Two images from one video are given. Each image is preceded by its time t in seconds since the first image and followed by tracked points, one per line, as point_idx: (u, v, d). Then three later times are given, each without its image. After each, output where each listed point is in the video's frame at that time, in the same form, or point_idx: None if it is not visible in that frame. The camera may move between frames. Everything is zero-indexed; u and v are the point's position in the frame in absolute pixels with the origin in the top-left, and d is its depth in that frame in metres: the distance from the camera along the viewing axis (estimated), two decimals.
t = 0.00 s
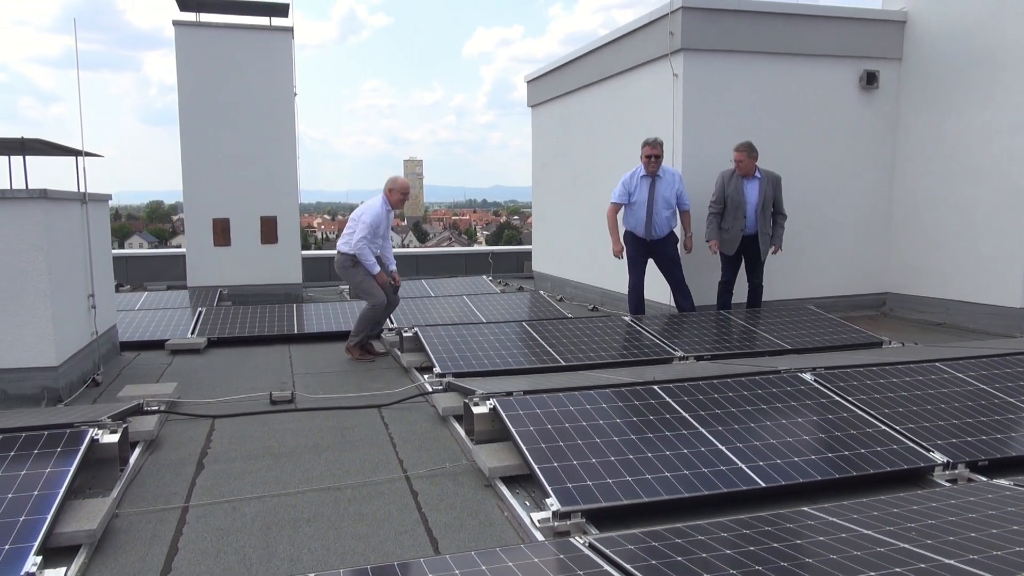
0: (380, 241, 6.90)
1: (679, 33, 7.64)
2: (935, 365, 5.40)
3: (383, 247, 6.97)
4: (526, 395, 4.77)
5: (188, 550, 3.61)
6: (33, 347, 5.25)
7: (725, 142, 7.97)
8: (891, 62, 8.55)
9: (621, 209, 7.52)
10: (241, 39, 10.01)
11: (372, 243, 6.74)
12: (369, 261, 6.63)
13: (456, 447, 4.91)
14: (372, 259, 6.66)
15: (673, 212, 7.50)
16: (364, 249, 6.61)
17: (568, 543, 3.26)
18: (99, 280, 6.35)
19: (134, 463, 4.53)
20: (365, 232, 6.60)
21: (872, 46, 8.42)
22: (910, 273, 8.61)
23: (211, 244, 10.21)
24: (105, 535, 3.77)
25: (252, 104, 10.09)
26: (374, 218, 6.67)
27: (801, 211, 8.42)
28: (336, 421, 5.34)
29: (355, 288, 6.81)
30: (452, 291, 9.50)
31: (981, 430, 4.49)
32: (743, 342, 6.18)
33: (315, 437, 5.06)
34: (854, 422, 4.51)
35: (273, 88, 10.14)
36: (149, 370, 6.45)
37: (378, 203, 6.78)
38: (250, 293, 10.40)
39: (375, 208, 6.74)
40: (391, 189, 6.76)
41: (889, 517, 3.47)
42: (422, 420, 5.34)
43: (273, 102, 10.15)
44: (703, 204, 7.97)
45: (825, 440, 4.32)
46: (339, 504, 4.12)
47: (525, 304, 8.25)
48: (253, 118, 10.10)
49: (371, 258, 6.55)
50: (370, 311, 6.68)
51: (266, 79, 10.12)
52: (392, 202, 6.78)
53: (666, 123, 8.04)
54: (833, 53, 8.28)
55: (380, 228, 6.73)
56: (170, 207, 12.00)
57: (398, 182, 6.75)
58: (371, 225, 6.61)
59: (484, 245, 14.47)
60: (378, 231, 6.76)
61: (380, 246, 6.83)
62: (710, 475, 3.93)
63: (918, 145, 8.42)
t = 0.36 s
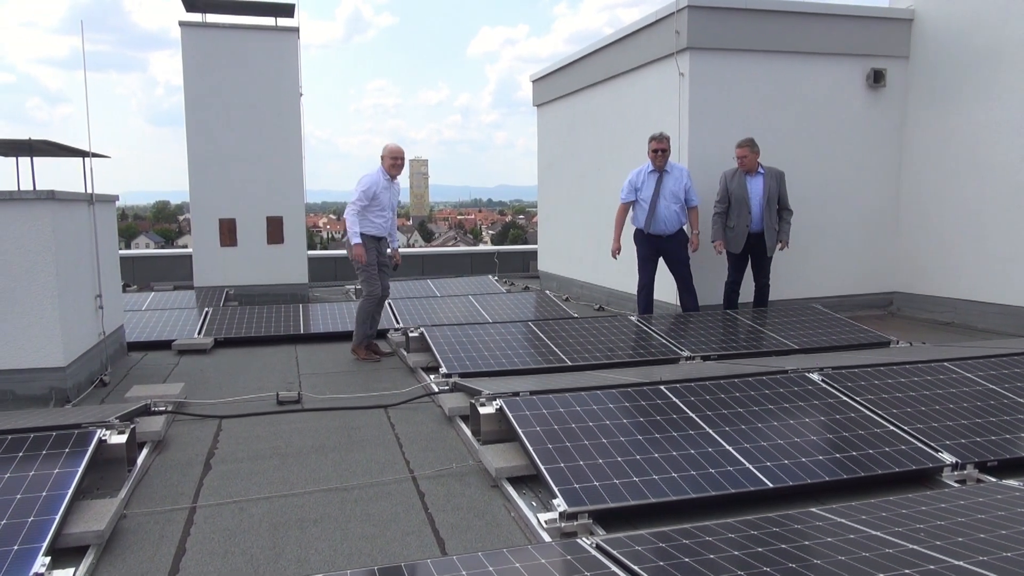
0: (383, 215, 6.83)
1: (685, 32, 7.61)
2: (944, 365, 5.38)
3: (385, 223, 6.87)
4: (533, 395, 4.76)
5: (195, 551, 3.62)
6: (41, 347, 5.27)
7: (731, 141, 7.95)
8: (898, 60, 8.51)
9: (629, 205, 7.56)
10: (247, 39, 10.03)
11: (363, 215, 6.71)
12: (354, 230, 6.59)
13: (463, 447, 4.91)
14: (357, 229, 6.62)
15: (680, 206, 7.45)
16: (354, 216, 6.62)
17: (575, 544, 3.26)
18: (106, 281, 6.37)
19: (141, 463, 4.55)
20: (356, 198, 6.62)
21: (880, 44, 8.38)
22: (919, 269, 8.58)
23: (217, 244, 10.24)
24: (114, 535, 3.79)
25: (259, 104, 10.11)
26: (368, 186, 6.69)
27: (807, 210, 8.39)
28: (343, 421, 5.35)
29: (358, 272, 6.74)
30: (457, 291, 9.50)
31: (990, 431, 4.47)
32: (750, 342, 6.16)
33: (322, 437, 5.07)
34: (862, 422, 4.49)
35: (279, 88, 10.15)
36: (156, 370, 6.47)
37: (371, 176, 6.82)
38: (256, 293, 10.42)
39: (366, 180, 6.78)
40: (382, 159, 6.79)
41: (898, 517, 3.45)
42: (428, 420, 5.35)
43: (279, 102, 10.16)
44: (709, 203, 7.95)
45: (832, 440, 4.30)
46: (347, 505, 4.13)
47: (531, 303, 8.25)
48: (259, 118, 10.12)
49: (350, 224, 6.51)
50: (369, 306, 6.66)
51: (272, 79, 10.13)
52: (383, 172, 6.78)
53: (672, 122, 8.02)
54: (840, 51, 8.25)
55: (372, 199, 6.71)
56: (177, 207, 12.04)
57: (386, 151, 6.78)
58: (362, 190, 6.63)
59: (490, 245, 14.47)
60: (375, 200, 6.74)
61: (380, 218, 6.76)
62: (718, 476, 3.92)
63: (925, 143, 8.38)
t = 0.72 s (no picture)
0: (384, 211, 6.78)
1: (690, 32, 7.60)
2: (949, 366, 5.36)
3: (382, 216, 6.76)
4: (537, 396, 4.76)
5: (199, 551, 3.63)
6: (46, 347, 5.28)
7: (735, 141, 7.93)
8: (903, 60, 8.49)
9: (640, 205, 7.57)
10: (251, 38, 10.03)
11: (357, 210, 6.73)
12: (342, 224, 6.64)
13: (466, 447, 4.91)
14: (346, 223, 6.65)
15: (691, 203, 7.42)
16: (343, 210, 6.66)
17: (579, 545, 3.26)
18: (110, 281, 6.38)
19: (146, 462, 4.55)
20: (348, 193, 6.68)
21: (884, 44, 8.35)
22: (923, 270, 8.56)
23: (221, 243, 10.24)
24: (118, 535, 3.79)
25: (262, 104, 10.11)
26: (360, 182, 6.73)
27: (811, 210, 8.37)
28: (347, 421, 5.35)
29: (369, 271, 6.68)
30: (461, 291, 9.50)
31: (995, 433, 4.46)
32: (754, 343, 6.16)
33: (326, 437, 5.07)
34: (867, 424, 4.48)
35: (283, 87, 10.16)
36: (160, 370, 6.48)
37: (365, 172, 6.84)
38: (259, 292, 10.43)
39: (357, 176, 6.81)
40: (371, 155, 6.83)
41: (902, 520, 3.45)
42: (432, 421, 5.35)
43: (283, 102, 10.16)
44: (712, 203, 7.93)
45: (836, 441, 4.30)
46: (350, 505, 4.13)
47: (534, 303, 8.25)
48: (263, 118, 10.12)
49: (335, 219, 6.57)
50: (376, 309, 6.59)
51: (276, 79, 10.13)
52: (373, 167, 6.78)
53: (676, 122, 8.01)
54: (844, 52, 8.23)
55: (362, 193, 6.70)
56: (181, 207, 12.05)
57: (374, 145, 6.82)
58: (353, 185, 6.68)
59: (493, 244, 14.47)
60: (371, 195, 6.73)
61: (377, 212, 6.71)
62: (722, 477, 3.91)
63: (930, 143, 8.36)
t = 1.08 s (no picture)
0: (394, 210, 6.77)
1: (699, 33, 7.58)
2: (960, 369, 5.34)
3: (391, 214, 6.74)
4: (546, 396, 4.75)
5: (209, 549, 3.64)
6: (56, 346, 5.30)
7: (745, 142, 7.92)
8: (913, 61, 8.46)
9: (651, 202, 7.52)
10: (260, 39, 10.05)
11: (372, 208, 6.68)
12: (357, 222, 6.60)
13: (475, 448, 4.92)
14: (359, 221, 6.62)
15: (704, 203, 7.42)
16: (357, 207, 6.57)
17: (589, 546, 3.25)
18: (120, 280, 6.40)
19: (155, 461, 4.56)
20: (360, 188, 6.57)
21: (895, 45, 8.32)
22: (933, 272, 8.52)
23: (230, 243, 10.27)
24: (128, 533, 3.80)
25: (271, 104, 10.14)
26: (373, 178, 6.65)
27: (820, 212, 8.34)
28: (356, 421, 5.36)
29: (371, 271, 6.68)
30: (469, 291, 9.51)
31: (1007, 436, 4.43)
32: (762, 345, 6.14)
33: (335, 437, 5.08)
34: (877, 427, 4.47)
35: (291, 88, 10.18)
36: (170, 369, 6.50)
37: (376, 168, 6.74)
38: (268, 292, 10.45)
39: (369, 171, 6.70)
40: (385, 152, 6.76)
41: (914, 523, 3.43)
42: (440, 421, 5.35)
43: (291, 102, 10.18)
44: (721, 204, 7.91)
45: (846, 444, 4.28)
46: (359, 504, 4.14)
47: (542, 304, 8.24)
48: (272, 118, 10.15)
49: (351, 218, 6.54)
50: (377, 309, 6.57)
51: (285, 79, 10.15)
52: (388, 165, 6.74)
53: (686, 124, 8.00)
54: (854, 53, 8.20)
55: (377, 191, 6.64)
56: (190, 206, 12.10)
57: (388, 144, 6.76)
58: (367, 181, 6.58)
59: (501, 245, 14.47)
60: (383, 193, 6.68)
61: (389, 213, 6.70)
62: (732, 479, 3.90)
63: (941, 145, 8.33)
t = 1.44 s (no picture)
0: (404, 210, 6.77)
1: (711, 35, 7.57)
2: (974, 375, 5.31)
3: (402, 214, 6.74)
4: (556, 399, 4.75)
5: (220, 549, 3.65)
6: (70, 345, 5.34)
7: (756, 145, 7.89)
8: (926, 64, 8.42)
9: (665, 204, 7.50)
10: (272, 41, 10.09)
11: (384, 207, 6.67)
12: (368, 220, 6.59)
13: (485, 450, 4.92)
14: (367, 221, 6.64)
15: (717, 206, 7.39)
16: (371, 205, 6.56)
17: (599, 550, 3.25)
18: (133, 280, 6.44)
19: (167, 461, 4.58)
20: (377, 187, 6.57)
21: (908, 48, 8.28)
22: (946, 275, 8.47)
23: (242, 244, 10.32)
24: (139, 533, 3.82)
25: (283, 106, 10.18)
26: (388, 178, 6.66)
27: (832, 215, 8.31)
28: (366, 422, 5.37)
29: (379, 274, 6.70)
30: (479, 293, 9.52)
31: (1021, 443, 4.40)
32: (773, 348, 6.12)
33: (346, 438, 5.09)
34: (889, 432, 4.44)
35: (303, 89, 10.21)
36: (182, 369, 6.53)
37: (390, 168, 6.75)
38: (279, 293, 10.49)
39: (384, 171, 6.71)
40: (399, 153, 6.77)
41: (927, 530, 3.41)
42: (451, 423, 5.36)
43: (303, 103, 10.22)
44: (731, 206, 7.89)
45: (858, 449, 4.26)
46: (370, 506, 4.15)
47: (552, 306, 8.24)
48: (283, 119, 10.18)
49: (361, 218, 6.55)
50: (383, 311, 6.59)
51: (296, 80, 10.19)
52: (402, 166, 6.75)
53: (697, 126, 7.98)
54: (867, 55, 8.16)
55: (391, 190, 6.65)
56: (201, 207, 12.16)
57: (402, 145, 6.78)
58: (385, 181, 6.59)
59: (511, 247, 14.46)
60: (396, 194, 6.69)
61: (400, 213, 6.69)
62: (743, 484, 3.89)
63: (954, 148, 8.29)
